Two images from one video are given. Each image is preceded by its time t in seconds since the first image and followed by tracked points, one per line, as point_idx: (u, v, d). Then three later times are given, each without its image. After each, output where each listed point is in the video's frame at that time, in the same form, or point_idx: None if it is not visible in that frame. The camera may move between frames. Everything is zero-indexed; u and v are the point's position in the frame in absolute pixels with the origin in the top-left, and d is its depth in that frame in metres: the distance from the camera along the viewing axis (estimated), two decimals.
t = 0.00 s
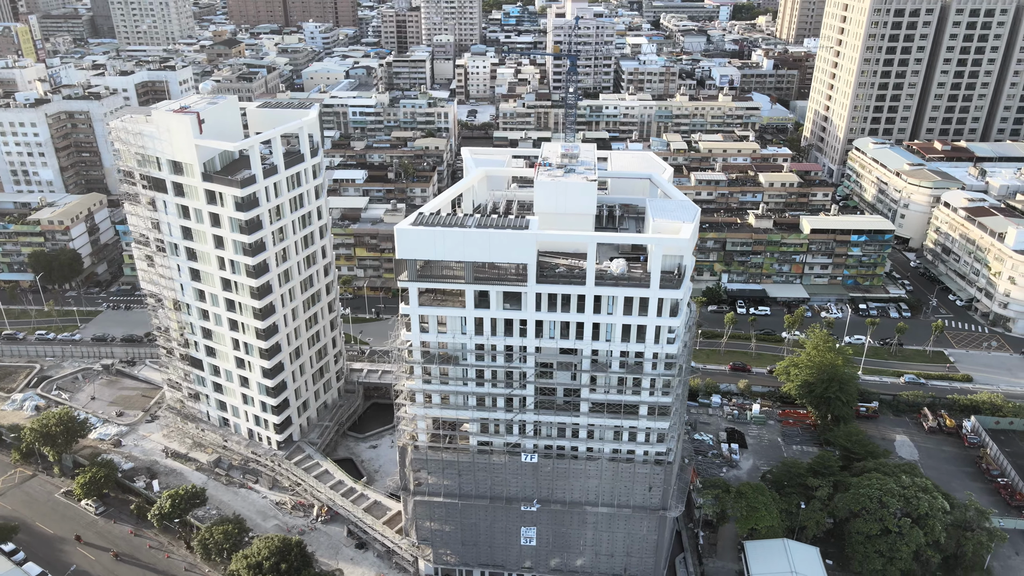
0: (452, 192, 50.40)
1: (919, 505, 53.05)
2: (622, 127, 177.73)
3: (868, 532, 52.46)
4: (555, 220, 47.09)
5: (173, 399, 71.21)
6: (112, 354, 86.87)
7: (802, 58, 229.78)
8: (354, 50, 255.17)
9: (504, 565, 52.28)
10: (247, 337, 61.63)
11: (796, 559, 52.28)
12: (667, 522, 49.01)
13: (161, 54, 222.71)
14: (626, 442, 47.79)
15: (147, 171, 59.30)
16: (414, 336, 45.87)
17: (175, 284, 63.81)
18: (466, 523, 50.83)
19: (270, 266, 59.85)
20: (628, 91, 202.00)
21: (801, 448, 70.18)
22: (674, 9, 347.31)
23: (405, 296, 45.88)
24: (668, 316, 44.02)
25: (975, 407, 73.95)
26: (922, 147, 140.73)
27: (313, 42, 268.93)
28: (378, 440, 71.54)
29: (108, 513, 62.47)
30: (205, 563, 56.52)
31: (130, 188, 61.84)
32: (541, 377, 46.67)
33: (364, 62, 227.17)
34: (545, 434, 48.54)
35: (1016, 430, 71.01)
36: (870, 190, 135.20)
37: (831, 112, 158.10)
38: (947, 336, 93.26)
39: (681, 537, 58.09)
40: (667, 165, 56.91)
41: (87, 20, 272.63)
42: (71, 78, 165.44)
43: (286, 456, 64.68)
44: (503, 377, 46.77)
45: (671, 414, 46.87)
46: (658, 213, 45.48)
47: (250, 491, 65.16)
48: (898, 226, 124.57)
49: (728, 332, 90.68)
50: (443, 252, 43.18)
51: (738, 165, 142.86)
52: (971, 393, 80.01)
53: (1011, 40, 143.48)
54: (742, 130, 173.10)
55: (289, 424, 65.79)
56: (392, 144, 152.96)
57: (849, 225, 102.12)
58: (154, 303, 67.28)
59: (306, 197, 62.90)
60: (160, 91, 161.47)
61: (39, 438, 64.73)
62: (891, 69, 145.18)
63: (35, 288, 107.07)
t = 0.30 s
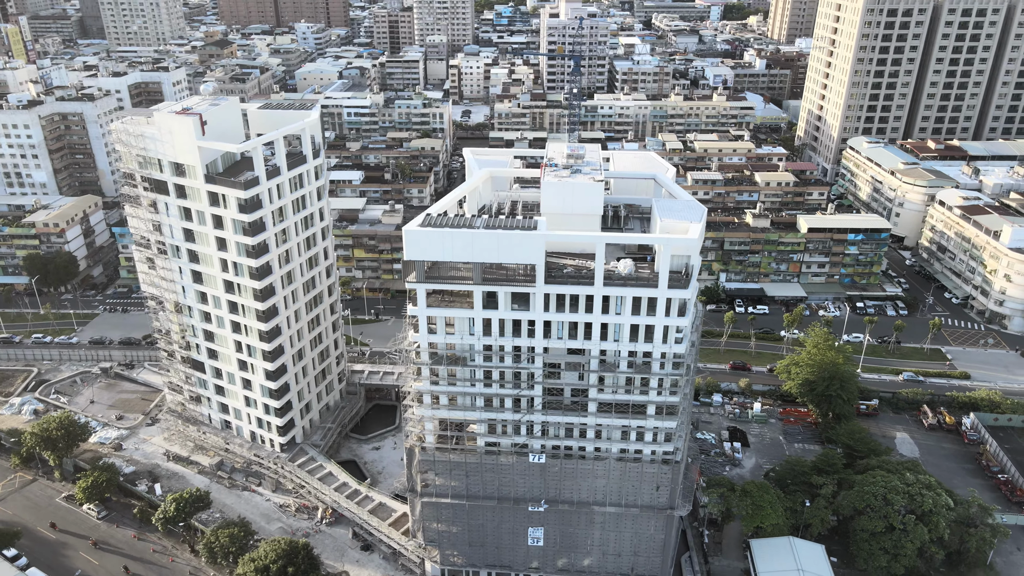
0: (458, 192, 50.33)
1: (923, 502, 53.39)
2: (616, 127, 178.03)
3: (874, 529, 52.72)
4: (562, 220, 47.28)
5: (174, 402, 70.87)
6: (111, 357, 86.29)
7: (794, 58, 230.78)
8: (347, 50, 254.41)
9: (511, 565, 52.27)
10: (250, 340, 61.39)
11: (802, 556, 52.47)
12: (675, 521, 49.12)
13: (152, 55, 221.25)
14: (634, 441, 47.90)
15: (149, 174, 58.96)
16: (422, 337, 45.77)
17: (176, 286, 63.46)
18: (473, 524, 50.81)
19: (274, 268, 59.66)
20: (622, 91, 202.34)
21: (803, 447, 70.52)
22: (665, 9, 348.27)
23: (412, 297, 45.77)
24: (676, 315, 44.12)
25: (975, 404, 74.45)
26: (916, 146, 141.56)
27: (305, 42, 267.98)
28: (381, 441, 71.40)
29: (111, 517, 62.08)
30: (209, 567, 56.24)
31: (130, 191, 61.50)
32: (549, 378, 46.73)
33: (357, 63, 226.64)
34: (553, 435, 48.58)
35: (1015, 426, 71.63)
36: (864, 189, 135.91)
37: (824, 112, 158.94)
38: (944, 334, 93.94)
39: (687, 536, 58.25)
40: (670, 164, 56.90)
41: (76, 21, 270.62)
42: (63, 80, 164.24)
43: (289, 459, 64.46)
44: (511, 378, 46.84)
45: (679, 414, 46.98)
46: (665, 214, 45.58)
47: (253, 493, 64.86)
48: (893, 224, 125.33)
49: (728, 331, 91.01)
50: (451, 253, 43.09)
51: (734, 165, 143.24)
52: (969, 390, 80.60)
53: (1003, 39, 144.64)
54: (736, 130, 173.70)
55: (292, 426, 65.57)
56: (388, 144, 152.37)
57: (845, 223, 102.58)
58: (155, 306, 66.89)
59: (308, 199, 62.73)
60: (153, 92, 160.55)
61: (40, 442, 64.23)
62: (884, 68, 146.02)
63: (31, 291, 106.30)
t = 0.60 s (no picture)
0: (463, 193, 50.29)
1: (927, 499, 53.74)
2: (611, 127, 178.35)
3: (878, 526, 53.05)
4: (569, 220, 47.33)
5: (175, 405, 70.52)
6: (109, 361, 85.75)
7: (786, 57, 231.74)
8: (340, 51, 253.78)
9: (518, 566, 52.27)
10: (252, 342, 61.13)
11: (808, 553, 52.70)
12: (682, 520, 49.26)
13: (143, 56, 219.81)
14: (641, 441, 47.96)
15: (150, 176, 58.64)
16: (430, 339, 45.70)
17: (177, 288, 63.11)
18: (480, 524, 50.79)
19: (277, 270, 59.42)
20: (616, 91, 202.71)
21: (805, 445, 70.88)
22: (656, 9, 348.91)
23: (419, 298, 45.72)
24: (684, 315, 44.21)
25: (973, 401, 74.99)
26: (909, 145, 142.46)
27: (297, 43, 266.98)
28: (383, 443, 71.26)
29: (113, 521, 61.74)
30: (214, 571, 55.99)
31: (131, 193, 61.15)
32: (556, 378, 46.74)
33: (350, 63, 226.22)
34: (560, 435, 48.59)
35: (1013, 423, 72.37)
36: (859, 188, 136.68)
37: (818, 111, 159.76)
38: (941, 332, 94.67)
39: (692, 535, 58.41)
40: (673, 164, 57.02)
41: (64, 22, 268.67)
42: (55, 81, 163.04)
43: (293, 461, 64.23)
44: (518, 378, 46.84)
45: (686, 413, 47.07)
46: (672, 214, 45.68)
47: (256, 496, 64.59)
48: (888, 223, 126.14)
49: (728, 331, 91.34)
50: (459, 254, 43.10)
51: (730, 164, 143.77)
52: (967, 387, 81.28)
53: (994, 38, 145.75)
54: (731, 129, 174.36)
55: (295, 429, 65.35)
56: (383, 145, 152.01)
57: (842, 222, 103.11)
58: (155, 309, 66.53)
59: (311, 200, 62.54)
60: (146, 93, 159.55)
61: (41, 446, 63.78)
62: (878, 68, 146.85)
63: (26, 293, 105.48)
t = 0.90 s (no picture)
0: (469, 195, 50.35)
1: (931, 496, 54.04)
2: (607, 127, 178.56)
3: (882, 523, 53.33)
4: (575, 220, 47.34)
5: (176, 408, 70.22)
6: (108, 364, 85.28)
7: (779, 57, 232.58)
8: (333, 51, 253.20)
9: (525, 567, 52.30)
10: (255, 343, 60.95)
11: (814, 551, 52.83)
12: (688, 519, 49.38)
13: (135, 57, 218.46)
14: (648, 440, 48.09)
15: (151, 177, 58.35)
16: (437, 340, 45.64)
17: (179, 290, 62.82)
18: (487, 525, 50.82)
19: (280, 271, 59.25)
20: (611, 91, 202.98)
21: (806, 443, 71.24)
22: (649, 9, 349.38)
23: (426, 299, 45.67)
24: (691, 315, 44.31)
25: (972, 399, 75.50)
26: (903, 143, 143.19)
27: (289, 44, 265.91)
28: (386, 444, 71.17)
29: (115, 525, 61.45)
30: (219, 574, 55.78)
31: (132, 194, 60.82)
32: (563, 378, 46.80)
33: (343, 64, 225.68)
34: (567, 435, 48.61)
35: (1011, 419, 73.23)
36: (854, 187, 137.30)
37: (812, 110, 160.50)
38: (938, 329, 95.24)
39: (696, 533, 58.57)
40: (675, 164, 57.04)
41: (54, 23, 266.84)
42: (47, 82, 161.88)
43: (296, 463, 64.05)
44: (526, 379, 46.88)
45: (692, 412, 47.17)
46: (678, 213, 45.75)
47: (259, 498, 64.36)
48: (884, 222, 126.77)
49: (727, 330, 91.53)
50: (467, 255, 43.10)
51: (726, 164, 144.23)
52: (965, 385, 81.87)
53: (986, 38, 146.85)
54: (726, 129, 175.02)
55: (297, 431, 65.18)
56: (380, 146, 151.72)
57: (839, 221, 103.63)
58: (156, 311, 66.19)
59: (313, 201, 62.36)
60: (140, 94, 158.70)
61: (41, 450, 63.40)
62: (871, 67, 147.62)
63: (21, 296, 104.73)
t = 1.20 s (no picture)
0: (474, 195, 50.30)
1: (934, 492, 54.41)
2: (602, 127, 178.85)
3: (886, 520, 53.66)
4: (582, 220, 47.43)
5: (177, 410, 69.89)
6: (106, 367, 84.75)
7: (771, 56, 233.57)
8: (325, 52, 252.45)
9: (532, 566, 52.33)
10: (258, 345, 60.73)
11: (819, 548, 53.08)
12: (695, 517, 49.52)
13: (125, 57, 217.03)
14: (655, 439, 48.23)
15: (152, 179, 58.04)
16: (444, 340, 45.56)
17: (180, 292, 62.51)
18: (494, 525, 50.82)
19: (282, 273, 59.05)
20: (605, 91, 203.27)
21: (807, 440, 71.66)
22: (640, 9, 350.12)
23: (433, 300, 45.66)
24: (698, 313, 44.41)
25: (970, 395, 76.14)
26: (897, 142, 144.08)
27: (281, 44, 264.75)
28: (388, 445, 71.04)
29: (118, 529, 61.18)
30: None
31: (133, 196, 60.47)
32: (571, 378, 46.89)
33: (336, 64, 225.01)
34: (574, 435, 48.67)
35: (1009, 415, 73.69)
36: (849, 185, 138.00)
37: (806, 110, 161.30)
38: (935, 327, 95.89)
39: (701, 531, 58.77)
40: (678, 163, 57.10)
41: (42, 23, 264.69)
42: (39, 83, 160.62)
43: (299, 465, 63.85)
44: (533, 379, 46.92)
45: (700, 410, 47.32)
46: (685, 212, 45.90)
47: (262, 501, 64.14)
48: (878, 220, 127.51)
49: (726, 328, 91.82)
50: (475, 255, 43.12)
51: (721, 163, 144.66)
52: (963, 381, 82.42)
53: (978, 38, 147.97)
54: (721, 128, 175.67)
55: (300, 432, 64.98)
56: (375, 146, 151.29)
57: (836, 220, 104.21)
58: (157, 313, 65.82)
59: (314, 202, 62.17)
60: (133, 95, 157.76)
61: (42, 454, 63.03)
62: (864, 66, 148.43)
63: (16, 299, 103.91)
